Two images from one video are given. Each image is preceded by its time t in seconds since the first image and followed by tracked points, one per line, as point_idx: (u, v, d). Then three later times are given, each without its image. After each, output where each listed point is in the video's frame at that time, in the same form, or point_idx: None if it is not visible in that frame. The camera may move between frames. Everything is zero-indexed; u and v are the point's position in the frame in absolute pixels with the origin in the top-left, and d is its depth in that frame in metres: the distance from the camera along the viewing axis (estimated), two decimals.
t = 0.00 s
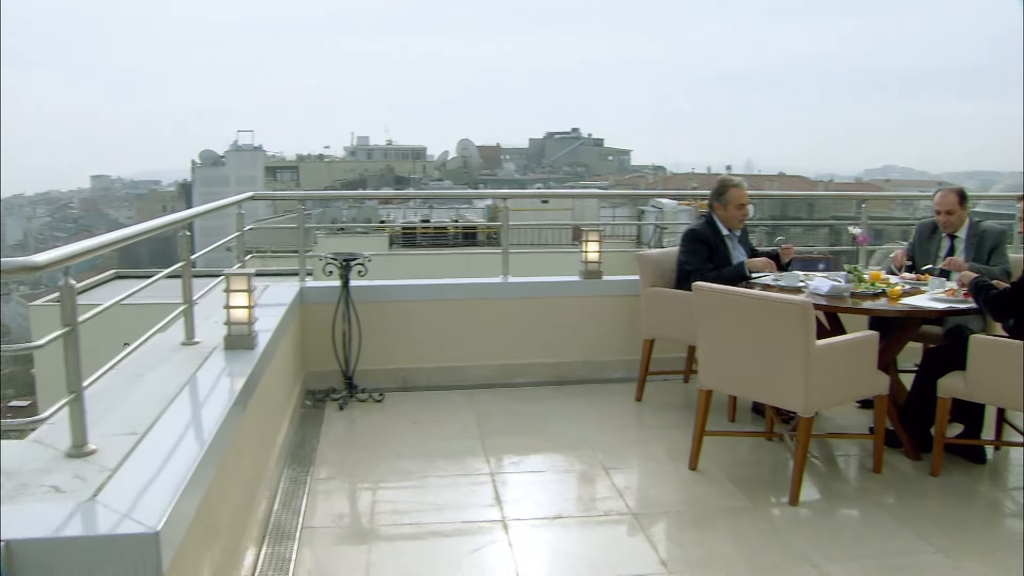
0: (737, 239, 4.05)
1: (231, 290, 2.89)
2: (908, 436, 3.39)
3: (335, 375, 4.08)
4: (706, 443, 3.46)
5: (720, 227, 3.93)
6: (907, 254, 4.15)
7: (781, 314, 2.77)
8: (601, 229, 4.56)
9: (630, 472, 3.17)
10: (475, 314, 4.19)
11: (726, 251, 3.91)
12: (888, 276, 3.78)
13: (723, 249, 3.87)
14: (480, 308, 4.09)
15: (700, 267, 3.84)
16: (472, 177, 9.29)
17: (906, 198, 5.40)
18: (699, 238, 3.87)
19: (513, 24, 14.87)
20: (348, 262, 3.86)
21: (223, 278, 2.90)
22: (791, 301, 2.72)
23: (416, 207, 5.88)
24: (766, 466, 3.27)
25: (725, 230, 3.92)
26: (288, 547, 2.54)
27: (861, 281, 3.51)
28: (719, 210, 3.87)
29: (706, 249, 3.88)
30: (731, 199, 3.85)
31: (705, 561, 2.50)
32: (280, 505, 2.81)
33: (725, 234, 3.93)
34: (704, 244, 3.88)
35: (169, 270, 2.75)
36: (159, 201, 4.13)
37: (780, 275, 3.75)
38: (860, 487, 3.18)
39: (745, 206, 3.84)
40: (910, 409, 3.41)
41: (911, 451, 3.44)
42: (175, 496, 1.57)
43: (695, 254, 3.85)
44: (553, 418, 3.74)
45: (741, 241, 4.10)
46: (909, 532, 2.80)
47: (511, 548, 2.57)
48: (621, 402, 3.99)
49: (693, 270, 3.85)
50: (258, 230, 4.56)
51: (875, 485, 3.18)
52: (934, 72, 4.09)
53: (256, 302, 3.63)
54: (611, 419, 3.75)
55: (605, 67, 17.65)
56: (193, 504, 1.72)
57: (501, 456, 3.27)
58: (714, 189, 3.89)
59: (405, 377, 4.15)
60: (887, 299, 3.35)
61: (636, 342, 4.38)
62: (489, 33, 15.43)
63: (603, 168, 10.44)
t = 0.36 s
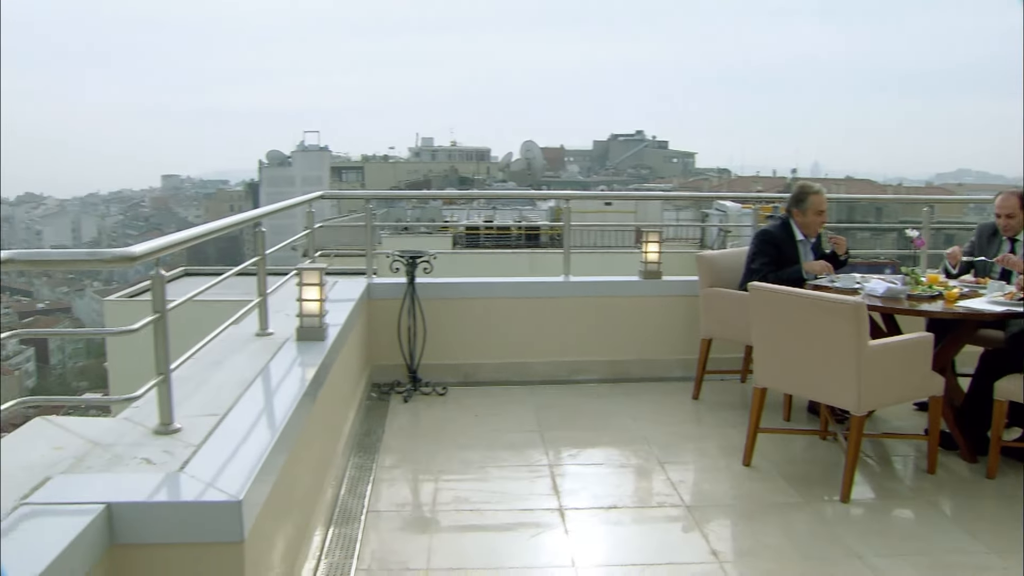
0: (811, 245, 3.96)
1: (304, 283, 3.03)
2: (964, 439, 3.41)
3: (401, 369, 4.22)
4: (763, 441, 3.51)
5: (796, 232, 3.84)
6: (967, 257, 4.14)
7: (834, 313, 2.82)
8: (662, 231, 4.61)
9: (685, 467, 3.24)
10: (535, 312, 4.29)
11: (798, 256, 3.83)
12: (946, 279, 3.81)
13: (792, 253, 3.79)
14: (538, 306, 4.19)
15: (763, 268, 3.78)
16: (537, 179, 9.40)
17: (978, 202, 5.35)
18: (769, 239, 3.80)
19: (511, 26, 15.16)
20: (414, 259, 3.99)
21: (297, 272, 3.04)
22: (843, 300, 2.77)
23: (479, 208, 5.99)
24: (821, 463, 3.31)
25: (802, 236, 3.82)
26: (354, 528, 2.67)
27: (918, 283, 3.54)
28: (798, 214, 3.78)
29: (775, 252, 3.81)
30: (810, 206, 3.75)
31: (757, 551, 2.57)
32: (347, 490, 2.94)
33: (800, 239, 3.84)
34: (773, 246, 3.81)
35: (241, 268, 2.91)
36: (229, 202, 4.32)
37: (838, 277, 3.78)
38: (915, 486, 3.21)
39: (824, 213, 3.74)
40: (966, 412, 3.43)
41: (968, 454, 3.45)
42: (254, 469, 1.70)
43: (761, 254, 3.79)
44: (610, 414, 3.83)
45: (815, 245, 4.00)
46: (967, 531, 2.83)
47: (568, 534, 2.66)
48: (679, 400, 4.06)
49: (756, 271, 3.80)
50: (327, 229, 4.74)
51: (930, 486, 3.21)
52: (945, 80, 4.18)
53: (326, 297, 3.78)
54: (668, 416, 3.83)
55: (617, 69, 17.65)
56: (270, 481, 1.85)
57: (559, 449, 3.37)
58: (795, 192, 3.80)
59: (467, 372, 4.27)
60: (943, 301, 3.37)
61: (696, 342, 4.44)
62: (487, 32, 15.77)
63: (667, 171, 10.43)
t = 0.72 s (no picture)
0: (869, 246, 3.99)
1: (373, 278, 3.16)
2: (1021, 440, 3.41)
3: (463, 363, 4.34)
4: (820, 439, 3.55)
5: (855, 234, 3.87)
6: None
7: (889, 311, 2.86)
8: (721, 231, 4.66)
9: (740, 461, 3.31)
10: (593, 309, 4.38)
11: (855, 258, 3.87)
12: (1006, 280, 3.81)
13: (848, 254, 3.83)
14: (596, 303, 4.28)
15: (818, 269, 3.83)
16: (599, 179, 9.38)
17: None
18: (827, 240, 3.84)
19: (502, 24, 15.48)
20: (477, 257, 4.10)
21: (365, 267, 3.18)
22: (898, 299, 2.81)
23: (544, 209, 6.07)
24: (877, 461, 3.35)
25: (860, 240, 3.86)
26: (419, 512, 2.79)
27: (975, 285, 3.55)
28: (858, 219, 3.81)
29: (831, 253, 3.85)
30: (870, 213, 3.77)
31: (805, 543, 2.64)
32: (410, 477, 3.07)
33: (858, 242, 3.87)
34: (830, 247, 3.85)
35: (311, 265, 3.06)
36: (292, 202, 4.45)
37: (895, 278, 3.80)
38: (971, 485, 3.23)
39: (884, 221, 3.75)
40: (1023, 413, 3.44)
41: None
42: (328, 447, 1.82)
43: (817, 254, 3.84)
44: (666, 410, 3.90)
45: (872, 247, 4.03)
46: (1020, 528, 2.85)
47: (623, 522, 2.76)
48: (736, 398, 4.12)
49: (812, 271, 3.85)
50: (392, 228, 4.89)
51: (987, 486, 3.23)
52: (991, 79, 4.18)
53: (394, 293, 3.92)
54: (724, 413, 3.88)
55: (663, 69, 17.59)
56: (343, 459, 1.97)
57: (616, 442, 3.46)
58: (857, 196, 3.81)
59: (528, 366, 4.38)
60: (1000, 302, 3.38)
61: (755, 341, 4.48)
62: (484, 32, 15.91)
63: (731, 172, 10.19)
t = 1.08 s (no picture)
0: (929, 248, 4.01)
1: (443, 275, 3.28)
2: None
3: (529, 360, 4.46)
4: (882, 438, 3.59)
5: (914, 235, 3.90)
6: None
7: (951, 313, 2.90)
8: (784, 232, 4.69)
9: (801, 459, 3.36)
10: (656, 308, 4.45)
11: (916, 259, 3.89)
12: None
13: (909, 256, 3.85)
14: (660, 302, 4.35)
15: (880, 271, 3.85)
16: (665, 181, 9.39)
17: None
18: (887, 243, 3.87)
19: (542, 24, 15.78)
20: (544, 257, 4.20)
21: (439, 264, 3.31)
22: (959, 301, 2.84)
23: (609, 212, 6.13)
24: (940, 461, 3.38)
25: (920, 239, 3.88)
26: (487, 498, 2.92)
27: None
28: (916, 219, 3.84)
29: (892, 256, 3.88)
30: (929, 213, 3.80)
31: (864, 537, 2.70)
32: (479, 466, 3.19)
33: (917, 243, 3.90)
34: (890, 249, 3.88)
35: (385, 262, 3.20)
36: (360, 201, 4.59)
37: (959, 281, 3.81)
38: None
39: (943, 220, 3.78)
40: None
41: None
42: (405, 430, 1.95)
43: (878, 256, 3.87)
44: (727, 408, 3.96)
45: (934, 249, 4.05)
46: None
47: (684, 513, 2.84)
48: (799, 398, 4.16)
49: (873, 273, 3.88)
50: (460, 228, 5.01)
51: None
52: None
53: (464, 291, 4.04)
54: (785, 412, 3.93)
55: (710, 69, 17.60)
56: (418, 442, 2.09)
57: (678, 438, 3.53)
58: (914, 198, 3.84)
59: (593, 364, 4.48)
60: None
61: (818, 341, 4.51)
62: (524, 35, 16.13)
63: (800, 175, 10.04)
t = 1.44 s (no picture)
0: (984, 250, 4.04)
1: (510, 273, 3.40)
2: None
3: (590, 357, 4.55)
4: (940, 440, 3.61)
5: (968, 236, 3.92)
6: None
7: (1005, 313, 2.93)
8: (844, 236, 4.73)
9: (859, 458, 3.41)
10: (716, 308, 4.52)
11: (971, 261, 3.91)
12: None
13: (966, 258, 3.87)
14: (720, 302, 4.42)
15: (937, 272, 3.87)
16: (726, 181, 9.38)
17: None
18: (942, 245, 3.89)
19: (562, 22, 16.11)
20: (606, 256, 4.30)
21: (503, 263, 3.42)
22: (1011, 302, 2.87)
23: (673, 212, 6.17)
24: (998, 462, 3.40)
25: (974, 240, 3.92)
26: (548, 488, 3.03)
27: None
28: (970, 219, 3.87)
29: (948, 258, 3.90)
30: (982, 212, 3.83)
31: (917, 534, 2.75)
32: (541, 458, 3.30)
33: (972, 244, 3.92)
34: (945, 251, 3.90)
35: (450, 262, 3.33)
36: (421, 202, 4.72)
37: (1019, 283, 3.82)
38: None
39: (997, 218, 3.81)
40: None
41: None
42: (473, 419, 2.05)
43: (934, 258, 3.88)
44: (784, 407, 4.02)
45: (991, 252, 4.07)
46: None
47: (740, 507, 2.92)
48: (857, 399, 4.19)
49: (930, 275, 3.90)
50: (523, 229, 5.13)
51: None
52: None
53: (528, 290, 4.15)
54: (841, 412, 3.98)
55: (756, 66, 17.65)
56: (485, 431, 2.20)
57: (737, 436, 3.60)
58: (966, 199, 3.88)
59: (653, 363, 4.56)
60: None
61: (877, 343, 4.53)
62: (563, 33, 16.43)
63: (865, 176, 9.92)
